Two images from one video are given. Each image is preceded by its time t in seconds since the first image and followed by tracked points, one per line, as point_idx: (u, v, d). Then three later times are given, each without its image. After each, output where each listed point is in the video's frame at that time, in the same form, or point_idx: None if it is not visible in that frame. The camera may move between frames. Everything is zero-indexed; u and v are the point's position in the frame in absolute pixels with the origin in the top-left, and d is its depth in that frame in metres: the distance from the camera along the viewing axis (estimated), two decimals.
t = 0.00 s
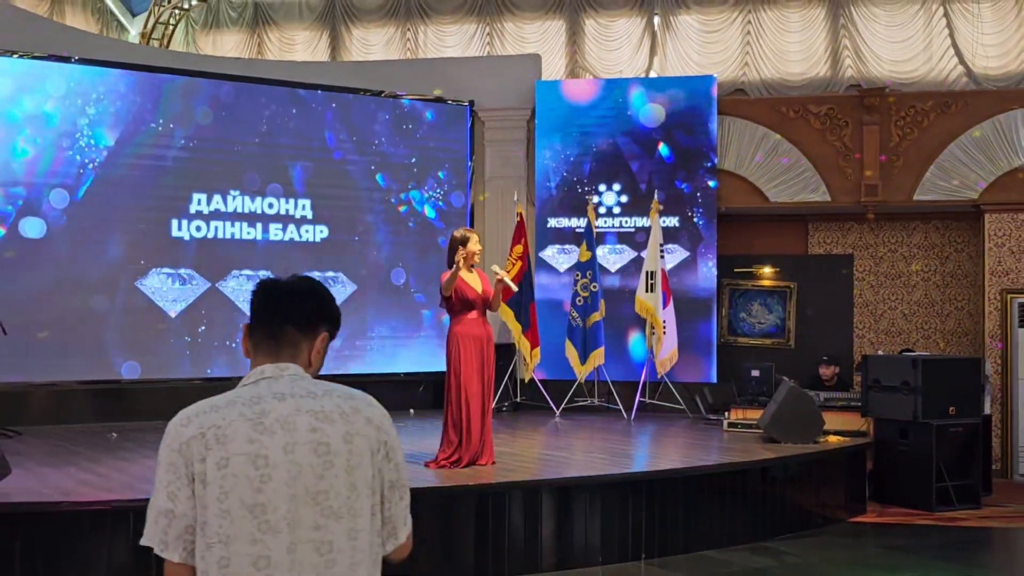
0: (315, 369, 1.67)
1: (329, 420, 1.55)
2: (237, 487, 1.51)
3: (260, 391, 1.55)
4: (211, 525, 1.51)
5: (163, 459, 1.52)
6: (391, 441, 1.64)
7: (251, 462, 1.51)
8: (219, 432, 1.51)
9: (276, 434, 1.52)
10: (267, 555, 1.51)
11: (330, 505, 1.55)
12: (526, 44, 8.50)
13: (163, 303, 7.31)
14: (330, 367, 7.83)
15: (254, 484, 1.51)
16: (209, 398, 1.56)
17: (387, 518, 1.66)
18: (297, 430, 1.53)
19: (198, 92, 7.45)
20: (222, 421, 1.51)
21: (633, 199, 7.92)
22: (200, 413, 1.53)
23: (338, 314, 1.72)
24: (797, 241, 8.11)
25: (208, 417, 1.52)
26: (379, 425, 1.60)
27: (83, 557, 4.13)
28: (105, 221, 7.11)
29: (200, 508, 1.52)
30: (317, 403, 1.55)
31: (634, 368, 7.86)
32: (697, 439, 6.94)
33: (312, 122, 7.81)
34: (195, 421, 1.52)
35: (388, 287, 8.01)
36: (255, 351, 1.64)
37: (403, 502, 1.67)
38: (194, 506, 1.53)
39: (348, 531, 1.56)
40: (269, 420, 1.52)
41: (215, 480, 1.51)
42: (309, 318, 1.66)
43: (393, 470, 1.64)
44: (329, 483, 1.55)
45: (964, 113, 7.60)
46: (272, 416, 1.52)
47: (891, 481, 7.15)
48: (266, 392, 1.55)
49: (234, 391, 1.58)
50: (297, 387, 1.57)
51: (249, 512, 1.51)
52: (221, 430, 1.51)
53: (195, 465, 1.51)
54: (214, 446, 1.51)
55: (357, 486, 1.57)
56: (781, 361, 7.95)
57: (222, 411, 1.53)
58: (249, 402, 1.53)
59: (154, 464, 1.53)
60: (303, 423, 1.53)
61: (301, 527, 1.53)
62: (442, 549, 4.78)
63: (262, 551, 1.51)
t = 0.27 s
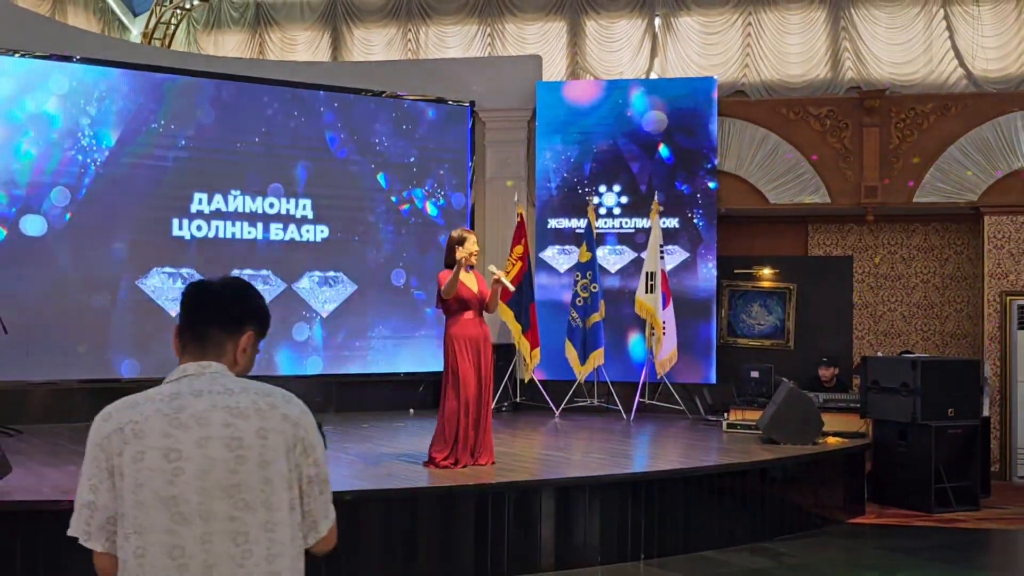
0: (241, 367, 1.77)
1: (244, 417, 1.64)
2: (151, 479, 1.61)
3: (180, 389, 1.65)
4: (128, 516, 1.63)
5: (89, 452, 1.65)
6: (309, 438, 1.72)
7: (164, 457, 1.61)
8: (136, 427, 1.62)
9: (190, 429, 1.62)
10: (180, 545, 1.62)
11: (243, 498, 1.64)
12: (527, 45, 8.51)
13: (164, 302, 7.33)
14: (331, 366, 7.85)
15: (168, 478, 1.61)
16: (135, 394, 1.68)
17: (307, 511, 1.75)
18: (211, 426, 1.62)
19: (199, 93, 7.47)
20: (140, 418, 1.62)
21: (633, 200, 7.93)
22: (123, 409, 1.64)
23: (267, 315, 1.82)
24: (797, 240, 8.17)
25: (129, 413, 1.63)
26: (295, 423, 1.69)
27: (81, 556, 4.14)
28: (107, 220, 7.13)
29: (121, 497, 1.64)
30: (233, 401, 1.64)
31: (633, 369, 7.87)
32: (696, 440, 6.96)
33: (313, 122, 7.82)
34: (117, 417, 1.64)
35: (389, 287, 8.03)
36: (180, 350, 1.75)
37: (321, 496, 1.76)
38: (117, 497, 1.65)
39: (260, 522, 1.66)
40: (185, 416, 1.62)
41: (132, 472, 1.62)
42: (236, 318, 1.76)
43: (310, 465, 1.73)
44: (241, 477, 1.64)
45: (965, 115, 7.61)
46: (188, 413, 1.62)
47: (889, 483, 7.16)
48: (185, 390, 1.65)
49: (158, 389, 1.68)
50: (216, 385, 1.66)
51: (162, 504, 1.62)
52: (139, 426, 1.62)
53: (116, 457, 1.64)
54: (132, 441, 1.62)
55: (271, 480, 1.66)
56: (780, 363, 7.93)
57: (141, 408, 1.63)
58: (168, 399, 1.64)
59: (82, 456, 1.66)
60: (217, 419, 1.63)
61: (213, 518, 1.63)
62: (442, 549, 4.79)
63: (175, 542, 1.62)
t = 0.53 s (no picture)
0: (174, 362, 1.83)
1: (166, 410, 1.71)
2: (73, 467, 1.69)
3: (108, 381, 1.72)
4: (50, 503, 1.71)
5: (20, 439, 1.73)
6: (234, 432, 1.78)
7: (86, 446, 1.68)
8: (62, 417, 1.69)
9: (113, 420, 1.69)
10: (98, 531, 1.69)
11: (161, 488, 1.70)
12: (530, 45, 8.51)
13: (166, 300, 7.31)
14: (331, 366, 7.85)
15: (88, 466, 1.68)
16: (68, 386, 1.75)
17: (231, 505, 1.80)
18: (134, 419, 1.69)
19: (201, 92, 7.46)
20: (66, 407, 1.69)
21: (636, 201, 7.92)
22: (52, 399, 1.71)
23: (204, 311, 1.86)
24: (799, 242, 8.16)
25: (57, 403, 1.71)
26: (218, 417, 1.76)
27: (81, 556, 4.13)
28: (109, 219, 7.13)
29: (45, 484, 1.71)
30: (157, 394, 1.71)
31: (634, 370, 7.85)
32: (697, 441, 6.95)
33: (315, 122, 7.81)
34: (46, 406, 1.71)
35: (390, 287, 8.03)
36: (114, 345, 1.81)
37: (243, 492, 1.81)
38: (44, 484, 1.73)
39: (177, 512, 1.72)
40: (109, 407, 1.69)
41: (56, 460, 1.70)
42: (167, 315, 1.80)
43: (232, 459, 1.78)
44: (161, 468, 1.70)
45: (968, 117, 7.60)
46: (113, 405, 1.70)
47: (889, 485, 7.15)
48: (112, 382, 1.72)
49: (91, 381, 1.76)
50: (144, 378, 1.73)
51: (82, 492, 1.69)
52: (65, 416, 1.69)
53: (43, 445, 1.71)
54: (58, 430, 1.69)
55: (190, 472, 1.72)
56: (781, 364, 7.93)
57: (68, 398, 1.71)
58: (94, 390, 1.71)
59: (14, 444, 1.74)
60: (140, 411, 1.70)
61: (132, 507, 1.69)
62: (442, 549, 4.79)
63: (93, 528, 1.69)
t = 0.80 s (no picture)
0: (130, 362, 1.83)
1: (119, 406, 1.71)
2: (26, 462, 1.67)
3: (62, 378, 1.72)
4: (2, 497, 1.69)
5: None
6: (183, 428, 1.80)
7: (41, 440, 1.67)
8: (16, 412, 1.68)
9: (67, 416, 1.68)
10: (50, 524, 1.67)
11: (113, 482, 1.70)
12: (534, 46, 8.50)
13: (168, 300, 7.29)
14: (333, 366, 7.85)
15: (42, 460, 1.67)
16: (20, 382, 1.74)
17: (181, 499, 1.80)
18: (87, 414, 1.69)
19: (204, 91, 7.45)
20: (19, 404, 1.68)
21: (639, 203, 7.91)
22: (5, 394, 1.70)
23: (161, 313, 1.87)
24: (802, 246, 8.15)
25: (10, 399, 1.69)
26: (170, 412, 1.77)
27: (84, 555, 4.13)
28: (112, 218, 7.12)
29: None
30: (111, 391, 1.72)
31: (637, 372, 7.83)
32: (699, 443, 6.95)
33: (318, 122, 7.81)
34: None
35: (393, 287, 8.03)
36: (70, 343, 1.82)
37: (195, 485, 1.81)
38: None
39: (128, 506, 1.72)
40: (63, 403, 1.69)
41: (8, 455, 1.68)
42: (125, 313, 1.81)
43: (184, 453, 1.79)
44: (113, 462, 1.70)
45: (972, 120, 7.59)
46: (66, 400, 1.69)
47: (891, 488, 7.15)
48: (66, 378, 1.72)
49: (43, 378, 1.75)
50: (97, 375, 1.74)
51: (35, 486, 1.67)
52: (18, 411, 1.68)
53: None
54: (11, 425, 1.68)
55: (141, 466, 1.73)
56: (784, 367, 7.93)
57: (22, 393, 1.69)
58: (49, 387, 1.70)
59: None
60: (93, 406, 1.70)
61: (85, 500, 1.69)
62: (443, 551, 4.78)
63: (45, 521, 1.67)
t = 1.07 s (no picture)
0: (100, 358, 1.80)
1: (84, 400, 1.70)
2: None
3: (29, 372, 1.71)
4: None
5: None
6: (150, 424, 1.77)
7: (5, 433, 1.66)
8: None
9: (33, 409, 1.67)
10: (12, 514, 1.66)
11: (76, 475, 1.69)
12: (538, 47, 8.50)
13: (171, 299, 7.29)
14: (335, 365, 7.85)
15: (5, 452, 1.66)
16: None
17: (145, 492, 1.77)
18: (52, 408, 1.68)
19: (208, 90, 7.45)
20: None
21: (643, 204, 7.91)
22: None
23: (132, 311, 1.83)
24: (805, 249, 8.15)
25: None
26: (136, 407, 1.75)
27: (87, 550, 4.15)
28: (115, 217, 7.12)
29: None
30: (77, 384, 1.70)
31: (639, 373, 7.82)
32: (701, 445, 6.94)
33: (322, 121, 7.81)
34: None
35: (396, 287, 8.03)
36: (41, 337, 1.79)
37: (159, 479, 1.79)
38: None
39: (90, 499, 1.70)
40: (29, 396, 1.68)
41: None
42: (95, 309, 1.78)
43: (147, 448, 1.76)
44: (76, 456, 1.69)
45: (978, 123, 7.57)
46: (33, 395, 1.68)
47: (894, 491, 7.14)
48: (34, 372, 1.71)
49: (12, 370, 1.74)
50: (66, 369, 1.72)
51: None
52: None
53: None
54: None
55: (105, 459, 1.71)
56: (787, 369, 7.93)
57: None
58: (16, 380, 1.69)
59: None
60: (59, 400, 1.68)
61: (47, 493, 1.67)
62: (445, 552, 4.76)
63: (7, 511, 1.66)
